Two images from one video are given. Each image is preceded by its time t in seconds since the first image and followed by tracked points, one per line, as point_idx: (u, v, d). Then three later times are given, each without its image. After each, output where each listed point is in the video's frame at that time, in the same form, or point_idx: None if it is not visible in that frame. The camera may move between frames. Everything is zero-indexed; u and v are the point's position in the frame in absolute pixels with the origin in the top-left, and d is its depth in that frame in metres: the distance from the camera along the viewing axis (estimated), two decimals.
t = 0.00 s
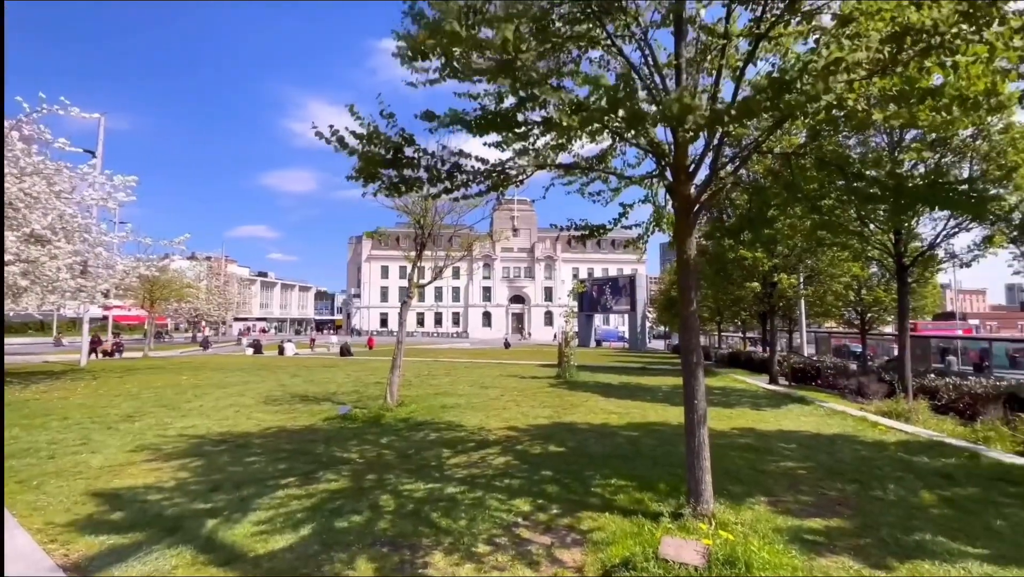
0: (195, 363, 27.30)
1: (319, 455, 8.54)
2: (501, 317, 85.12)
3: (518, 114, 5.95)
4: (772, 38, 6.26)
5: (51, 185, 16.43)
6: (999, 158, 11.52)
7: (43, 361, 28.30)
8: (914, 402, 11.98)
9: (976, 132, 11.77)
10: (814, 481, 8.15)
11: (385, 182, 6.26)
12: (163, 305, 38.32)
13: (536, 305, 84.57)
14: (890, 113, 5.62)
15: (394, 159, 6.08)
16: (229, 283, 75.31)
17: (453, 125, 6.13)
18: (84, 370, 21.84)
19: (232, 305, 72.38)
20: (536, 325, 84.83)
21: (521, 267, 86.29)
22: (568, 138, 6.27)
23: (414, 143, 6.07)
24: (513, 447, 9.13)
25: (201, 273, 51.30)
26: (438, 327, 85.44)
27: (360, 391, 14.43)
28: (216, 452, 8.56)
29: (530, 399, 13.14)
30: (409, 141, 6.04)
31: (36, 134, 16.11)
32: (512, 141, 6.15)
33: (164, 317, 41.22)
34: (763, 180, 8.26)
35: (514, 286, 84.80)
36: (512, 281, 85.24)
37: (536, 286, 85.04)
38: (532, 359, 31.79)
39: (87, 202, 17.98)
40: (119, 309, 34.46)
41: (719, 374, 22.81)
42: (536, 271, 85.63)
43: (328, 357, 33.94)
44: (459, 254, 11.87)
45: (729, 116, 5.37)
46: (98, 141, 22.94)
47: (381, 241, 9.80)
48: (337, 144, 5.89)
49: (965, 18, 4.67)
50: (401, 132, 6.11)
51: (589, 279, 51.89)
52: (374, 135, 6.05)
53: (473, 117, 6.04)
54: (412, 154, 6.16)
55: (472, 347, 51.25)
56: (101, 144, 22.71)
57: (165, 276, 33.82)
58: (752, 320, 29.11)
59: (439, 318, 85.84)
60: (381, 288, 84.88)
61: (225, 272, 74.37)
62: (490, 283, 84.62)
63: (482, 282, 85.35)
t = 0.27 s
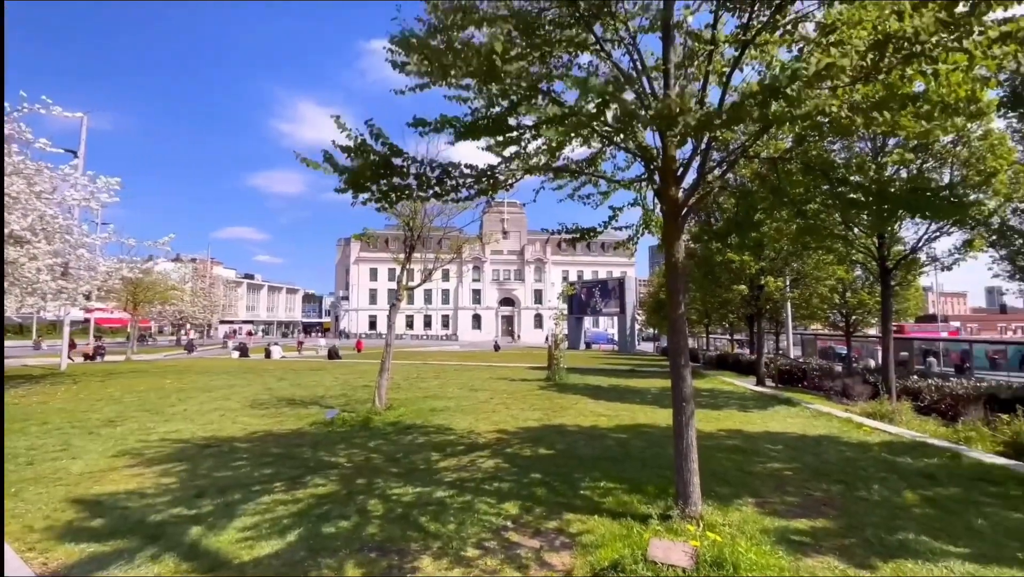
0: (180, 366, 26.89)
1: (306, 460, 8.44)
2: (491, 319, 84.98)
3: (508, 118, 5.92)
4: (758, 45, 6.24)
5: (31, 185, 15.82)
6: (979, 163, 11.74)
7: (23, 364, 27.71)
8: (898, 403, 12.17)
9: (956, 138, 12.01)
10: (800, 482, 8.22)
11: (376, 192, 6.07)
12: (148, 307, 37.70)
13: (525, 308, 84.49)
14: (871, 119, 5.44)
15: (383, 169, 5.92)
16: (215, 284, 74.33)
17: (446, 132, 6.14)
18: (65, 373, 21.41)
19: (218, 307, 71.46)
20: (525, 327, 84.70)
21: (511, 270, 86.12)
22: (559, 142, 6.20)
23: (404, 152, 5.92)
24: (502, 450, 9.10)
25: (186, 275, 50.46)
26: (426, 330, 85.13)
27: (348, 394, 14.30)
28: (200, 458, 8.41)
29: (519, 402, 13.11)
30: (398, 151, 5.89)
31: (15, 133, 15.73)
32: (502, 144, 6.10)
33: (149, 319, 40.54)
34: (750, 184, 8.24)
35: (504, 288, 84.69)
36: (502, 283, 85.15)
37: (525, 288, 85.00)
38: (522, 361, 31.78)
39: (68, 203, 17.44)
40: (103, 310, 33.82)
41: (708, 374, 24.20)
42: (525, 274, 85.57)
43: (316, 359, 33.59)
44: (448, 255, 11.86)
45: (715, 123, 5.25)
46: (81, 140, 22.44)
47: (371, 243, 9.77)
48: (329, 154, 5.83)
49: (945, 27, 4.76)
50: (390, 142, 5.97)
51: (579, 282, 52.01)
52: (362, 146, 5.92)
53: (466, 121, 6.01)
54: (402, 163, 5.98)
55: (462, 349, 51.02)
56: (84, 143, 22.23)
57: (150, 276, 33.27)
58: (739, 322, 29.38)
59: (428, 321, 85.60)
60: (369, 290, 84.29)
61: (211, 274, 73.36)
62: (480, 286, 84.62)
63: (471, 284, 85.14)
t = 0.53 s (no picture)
0: (171, 367, 26.65)
1: (297, 462, 8.37)
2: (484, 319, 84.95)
3: (499, 119, 5.90)
4: (749, 46, 6.26)
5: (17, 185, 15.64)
6: (966, 166, 11.87)
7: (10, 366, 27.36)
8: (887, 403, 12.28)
9: (944, 141, 12.17)
10: (791, 482, 8.26)
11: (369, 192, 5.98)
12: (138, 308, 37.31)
13: (518, 309, 84.47)
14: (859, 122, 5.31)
15: (375, 168, 5.84)
16: (206, 285, 73.78)
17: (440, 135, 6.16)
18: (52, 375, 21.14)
19: (209, 309, 70.94)
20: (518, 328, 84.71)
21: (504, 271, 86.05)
22: (552, 143, 6.18)
23: (396, 152, 5.87)
24: (495, 452, 9.08)
25: (177, 276, 50.00)
26: (419, 331, 85.00)
27: (341, 396, 14.20)
28: (188, 460, 8.31)
29: (512, 403, 13.11)
30: (390, 151, 5.84)
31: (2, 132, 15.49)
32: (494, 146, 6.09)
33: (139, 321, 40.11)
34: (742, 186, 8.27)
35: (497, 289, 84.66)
36: (495, 284, 85.12)
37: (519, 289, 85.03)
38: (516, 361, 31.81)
39: (56, 203, 17.25)
40: (93, 311, 33.43)
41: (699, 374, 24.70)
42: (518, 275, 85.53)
43: (310, 360, 33.41)
44: (442, 257, 11.84)
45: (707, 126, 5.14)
46: (70, 139, 22.18)
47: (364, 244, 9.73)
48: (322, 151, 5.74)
49: (930, 29, 4.81)
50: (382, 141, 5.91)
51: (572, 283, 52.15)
52: (354, 143, 5.87)
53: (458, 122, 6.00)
54: (394, 163, 5.93)
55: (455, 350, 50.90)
56: (72, 142, 21.98)
57: (141, 277, 32.92)
58: (731, 323, 29.51)
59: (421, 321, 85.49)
60: (361, 291, 83.97)
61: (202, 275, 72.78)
62: (474, 286, 84.65)
63: (464, 285, 85.02)
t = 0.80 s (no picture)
0: (165, 368, 26.49)
1: (292, 463, 8.34)
2: (480, 319, 84.90)
3: (493, 118, 5.87)
4: (744, 45, 6.26)
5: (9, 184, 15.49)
6: (959, 166, 11.95)
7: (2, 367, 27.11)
8: (881, 402, 12.36)
9: (937, 141, 12.27)
10: (786, 481, 8.28)
11: (363, 190, 5.93)
12: (133, 308, 37.05)
13: (514, 309, 84.43)
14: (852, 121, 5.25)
15: (369, 165, 5.80)
16: (201, 285, 73.43)
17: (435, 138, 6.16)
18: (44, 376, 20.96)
19: (203, 309, 70.54)
20: (514, 328, 84.63)
21: (500, 271, 85.97)
22: (547, 142, 6.15)
23: (390, 149, 5.83)
24: (490, 452, 9.06)
25: (170, 277, 49.64)
26: (414, 330, 84.85)
27: (336, 396, 14.15)
28: (182, 462, 8.26)
29: (508, 403, 13.10)
30: (384, 147, 5.81)
31: None
32: (488, 145, 6.08)
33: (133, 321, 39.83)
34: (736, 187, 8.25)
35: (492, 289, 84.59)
36: (491, 284, 85.05)
37: (514, 289, 84.99)
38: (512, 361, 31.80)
39: (48, 203, 17.11)
40: (86, 311, 33.15)
41: (695, 374, 24.50)
42: (514, 275, 85.48)
43: (306, 361, 33.27)
44: (437, 256, 11.82)
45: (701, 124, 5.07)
46: (62, 138, 22.02)
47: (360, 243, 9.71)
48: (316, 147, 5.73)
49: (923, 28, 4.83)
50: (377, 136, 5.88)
51: (568, 283, 52.17)
52: (348, 139, 5.84)
53: (453, 120, 5.96)
54: (388, 161, 5.89)
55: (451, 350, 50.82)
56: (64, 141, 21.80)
57: (136, 277, 32.69)
58: (726, 322, 29.62)
59: (416, 321, 85.36)
60: (356, 291, 83.75)
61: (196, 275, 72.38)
62: (470, 286, 84.57)
63: (459, 285, 84.90)
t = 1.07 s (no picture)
0: (161, 368, 26.41)
1: (288, 463, 8.33)
2: (478, 318, 84.87)
3: (489, 117, 5.85)
4: (740, 44, 6.26)
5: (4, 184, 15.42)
6: (955, 165, 11.98)
7: None
8: (877, 400, 12.40)
9: (933, 140, 12.32)
10: (783, 479, 8.30)
11: (359, 196, 5.92)
12: (129, 309, 36.91)
13: (511, 309, 84.42)
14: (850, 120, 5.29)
15: (364, 171, 5.77)
16: (197, 285, 73.23)
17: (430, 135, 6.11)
18: (40, 377, 20.88)
19: (200, 309, 70.33)
20: (511, 327, 84.61)
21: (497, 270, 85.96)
22: (544, 142, 6.11)
23: (385, 155, 5.81)
24: (488, 451, 9.07)
25: (166, 277, 49.45)
26: (411, 330, 84.77)
27: (334, 397, 14.13)
28: (178, 462, 8.24)
29: (506, 402, 13.10)
30: (378, 153, 5.79)
31: None
32: (485, 143, 6.04)
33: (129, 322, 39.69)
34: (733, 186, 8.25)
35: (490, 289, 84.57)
36: (488, 283, 85.03)
37: (512, 288, 84.98)
38: (509, 361, 31.78)
39: (43, 203, 17.03)
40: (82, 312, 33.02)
41: (692, 374, 23.72)
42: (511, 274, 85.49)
43: (304, 361, 33.20)
44: (435, 256, 11.82)
45: (697, 123, 5.06)
46: (57, 138, 21.94)
47: (357, 243, 9.70)
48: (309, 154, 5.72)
49: (920, 28, 4.85)
50: (371, 143, 5.85)
51: (566, 283, 52.19)
52: (342, 150, 5.81)
53: (448, 119, 5.93)
54: (383, 166, 5.87)
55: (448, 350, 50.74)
56: (60, 141, 21.73)
57: (132, 277, 32.58)
58: (724, 322, 29.67)
59: (414, 321, 85.29)
60: (353, 291, 83.64)
61: (192, 275, 72.17)
62: (467, 285, 84.54)
63: (457, 284, 84.86)
